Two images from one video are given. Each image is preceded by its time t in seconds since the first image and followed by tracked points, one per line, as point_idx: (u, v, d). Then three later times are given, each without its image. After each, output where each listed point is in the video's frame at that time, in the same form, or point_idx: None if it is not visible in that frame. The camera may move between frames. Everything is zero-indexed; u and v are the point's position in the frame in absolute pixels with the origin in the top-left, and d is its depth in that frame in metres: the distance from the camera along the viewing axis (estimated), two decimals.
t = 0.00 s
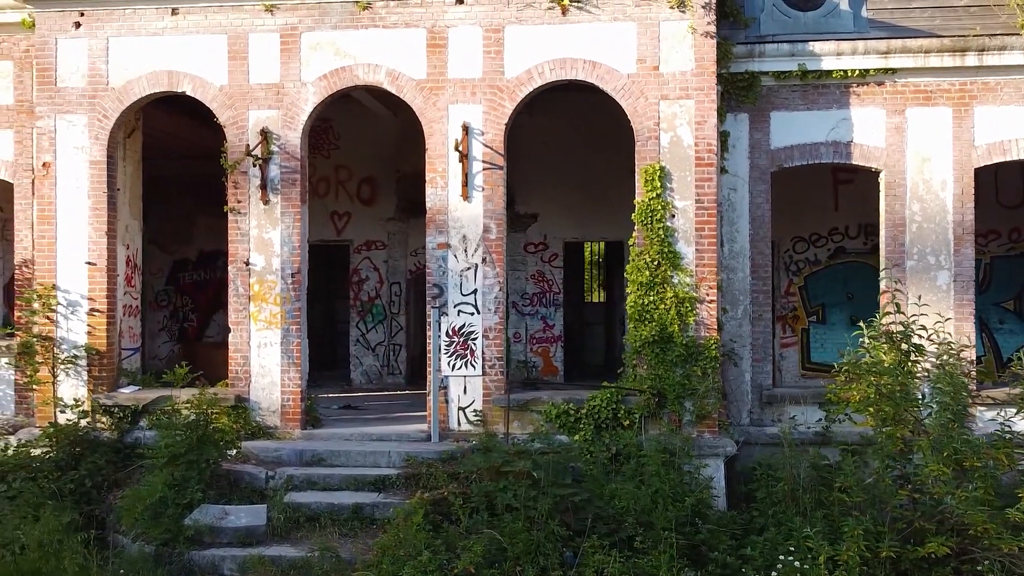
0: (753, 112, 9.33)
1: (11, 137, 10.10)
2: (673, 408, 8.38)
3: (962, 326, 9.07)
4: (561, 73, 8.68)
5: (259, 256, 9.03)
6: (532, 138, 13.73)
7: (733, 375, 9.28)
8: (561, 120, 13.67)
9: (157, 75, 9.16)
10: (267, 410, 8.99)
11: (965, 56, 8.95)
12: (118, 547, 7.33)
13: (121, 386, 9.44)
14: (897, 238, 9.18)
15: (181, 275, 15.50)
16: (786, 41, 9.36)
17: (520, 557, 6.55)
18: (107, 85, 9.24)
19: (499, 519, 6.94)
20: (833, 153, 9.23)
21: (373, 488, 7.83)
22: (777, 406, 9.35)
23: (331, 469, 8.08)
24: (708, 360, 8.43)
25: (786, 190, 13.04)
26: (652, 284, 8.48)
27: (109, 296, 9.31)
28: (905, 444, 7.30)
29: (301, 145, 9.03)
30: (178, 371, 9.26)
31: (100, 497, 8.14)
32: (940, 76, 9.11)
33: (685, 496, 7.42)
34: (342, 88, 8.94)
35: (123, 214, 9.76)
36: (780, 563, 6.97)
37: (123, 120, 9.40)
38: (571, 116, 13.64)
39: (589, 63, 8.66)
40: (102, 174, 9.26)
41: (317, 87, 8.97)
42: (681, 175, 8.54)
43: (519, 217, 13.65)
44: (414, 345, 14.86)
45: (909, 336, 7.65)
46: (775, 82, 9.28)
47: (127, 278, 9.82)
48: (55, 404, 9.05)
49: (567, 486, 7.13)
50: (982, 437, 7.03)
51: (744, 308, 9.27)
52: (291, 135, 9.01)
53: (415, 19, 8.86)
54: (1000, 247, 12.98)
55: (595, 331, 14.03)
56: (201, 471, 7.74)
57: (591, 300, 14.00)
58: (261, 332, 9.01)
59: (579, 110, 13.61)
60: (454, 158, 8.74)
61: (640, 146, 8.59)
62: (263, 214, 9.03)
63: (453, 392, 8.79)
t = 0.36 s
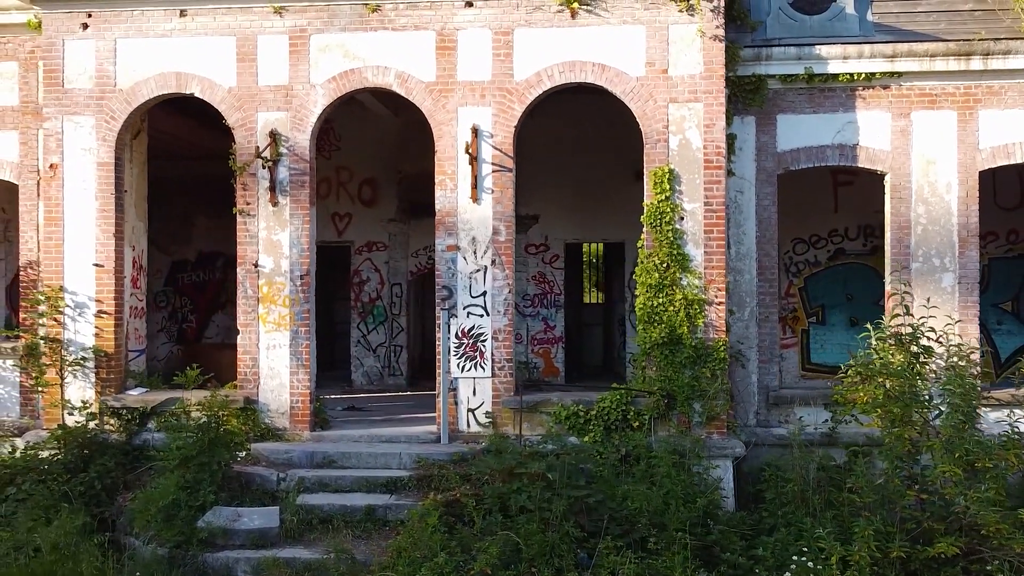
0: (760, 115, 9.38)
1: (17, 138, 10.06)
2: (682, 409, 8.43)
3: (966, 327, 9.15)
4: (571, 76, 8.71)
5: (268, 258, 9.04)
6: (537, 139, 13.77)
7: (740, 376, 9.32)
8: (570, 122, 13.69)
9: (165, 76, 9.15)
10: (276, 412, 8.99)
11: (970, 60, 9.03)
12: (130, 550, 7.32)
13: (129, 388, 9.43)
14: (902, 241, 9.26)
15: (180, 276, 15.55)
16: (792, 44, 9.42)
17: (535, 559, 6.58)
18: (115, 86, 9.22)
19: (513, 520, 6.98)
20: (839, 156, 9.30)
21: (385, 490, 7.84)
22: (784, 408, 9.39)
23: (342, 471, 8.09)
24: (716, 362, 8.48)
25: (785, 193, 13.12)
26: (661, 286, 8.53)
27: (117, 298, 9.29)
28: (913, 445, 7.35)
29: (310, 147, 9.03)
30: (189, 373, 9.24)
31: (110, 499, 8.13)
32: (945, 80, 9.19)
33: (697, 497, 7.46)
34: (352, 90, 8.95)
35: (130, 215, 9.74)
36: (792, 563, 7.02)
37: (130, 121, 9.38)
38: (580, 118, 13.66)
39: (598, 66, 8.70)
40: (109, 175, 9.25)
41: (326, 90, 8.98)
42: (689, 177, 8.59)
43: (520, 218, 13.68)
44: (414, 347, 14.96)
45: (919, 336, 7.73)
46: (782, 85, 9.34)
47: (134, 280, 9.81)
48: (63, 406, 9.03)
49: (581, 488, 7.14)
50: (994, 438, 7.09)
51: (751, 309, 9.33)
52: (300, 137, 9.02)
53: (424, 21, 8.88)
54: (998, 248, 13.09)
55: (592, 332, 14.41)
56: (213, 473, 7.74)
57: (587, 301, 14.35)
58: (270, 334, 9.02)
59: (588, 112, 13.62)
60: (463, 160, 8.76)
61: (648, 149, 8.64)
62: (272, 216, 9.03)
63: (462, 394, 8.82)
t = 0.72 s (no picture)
0: (768, 119, 9.44)
1: (23, 139, 9.99)
2: (693, 411, 8.49)
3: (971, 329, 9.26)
4: (581, 79, 8.76)
5: (279, 260, 9.04)
6: (541, 140, 13.80)
7: (747, 378, 9.37)
8: (578, 125, 13.71)
9: (175, 78, 9.14)
10: (287, 414, 9.00)
11: (975, 65, 9.14)
12: (145, 552, 7.31)
13: (138, 391, 9.42)
14: (908, 243, 9.35)
15: (178, 277, 15.53)
16: (799, 48, 9.50)
17: (553, 560, 6.62)
18: (124, 88, 9.21)
19: (530, 522, 7.02)
20: (845, 159, 9.39)
21: (399, 492, 7.87)
22: (792, 408, 9.47)
23: (356, 473, 8.12)
24: (726, 364, 8.55)
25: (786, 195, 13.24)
26: (672, 288, 8.59)
27: (126, 300, 9.28)
28: (922, 446, 7.44)
29: (321, 149, 9.05)
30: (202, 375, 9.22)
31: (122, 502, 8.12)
32: (950, 84, 9.30)
33: (710, 499, 7.52)
34: (363, 93, 8.96)
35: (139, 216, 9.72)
36: (807, 563, 7.08)
37: (140, 123, 9.37)
38: (588, 122, 13.68)
39: (609, 69, 8.75)
40: (118, 177, 9.24)
41: (337, 92, 9.00)
42: (700, 180, 8.66)
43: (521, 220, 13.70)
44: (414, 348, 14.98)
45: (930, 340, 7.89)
46: (789, 89, 9.42)
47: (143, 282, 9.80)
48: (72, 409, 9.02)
49: (598, 490, 7.23)
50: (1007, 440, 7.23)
51: (759, 311, 9.36)
52: (311, 139, 9.03)
53: (435, 24, 8.91)
54: (995, 250, 13.23)
55: (590, 332, 14.53)
56: (227, 476, 7.75)
57: (587, 302, 14.41)
58: (281, 336, 9.02)
59: (597, 116, 13.64)
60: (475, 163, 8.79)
61: (659, 152, 8.70)
62: (282, 218, 9.04)
63: (473, 396, 8.86)
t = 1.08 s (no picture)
0: (773, 121, 9.51)
1: (28, 141, 9.96)
2: (702, 412, 8.55)
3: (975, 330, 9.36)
4: (590, 82, 8.81)
5: (287, 262, 9.05)
6: (543, 142, 13.82)
7: (753, 379, 9.45)
8: (582, 127, 13.78)
9: (183, 80, 9.13)
10: (296, 415, 9.01)
11: (978, 69, 9.24)
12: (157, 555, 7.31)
13: (145, 393, 9.40)
14: (912, 245, 9.44)
15: (176, 278, 15.50)
16: (804, 52, 9.58)
17: (568, 561, 6.68)
18: (132, 90, 9.20)
19: (544, 523, 7.06)
20: (850, 162, 9.47)
21: (411, 494, 7.90)
22: (797, 410, 9.53)
23: (367, 475, 8.14)
24: (734, 365, 8.61)
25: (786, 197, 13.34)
26: (680, 290, 8.65)
27: (134, 302, 9.27)
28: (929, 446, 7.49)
29: (330, 151, 9.06)
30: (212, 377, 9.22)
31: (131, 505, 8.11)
32: (953, 88, 9.40)
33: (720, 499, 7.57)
34: (371, 95, 8.98)
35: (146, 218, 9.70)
36: (818, 563, 7.15)
37: (147, 124, 9.36)
38: (592, 124, 13.75)
39: (617, 72, 8.80)
40: (126, 179, 9.22)
41: (346, 94, 9.01)
42: (707, 183, 8.72)
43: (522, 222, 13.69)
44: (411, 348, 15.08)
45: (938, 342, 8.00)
46: (794, 92, 9.50)
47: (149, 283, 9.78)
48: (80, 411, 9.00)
49: (610, 492, 7.25)
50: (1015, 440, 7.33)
51: (764, 313, 9.47)
52: (320, 141, 9.04)
53: (444, 27, 8.94)
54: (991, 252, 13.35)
55: (587, 333, 14.47)
56: (239, 478, 7.75)
57: (583, 303, 14.35)
58: (289, 337, 9.03)
59: (601, 118, 13.69)
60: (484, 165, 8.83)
61: (667, 155, 8.75)
62: (291, 220, 9.05)
63: (482, 397, 8.89)
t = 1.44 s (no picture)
0: (780, 125, 9.60)
1: (34, 142, 9.92)
2: (712, 413, 8.62)
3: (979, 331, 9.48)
4: (601, 85, 8.86)
5: (298, 264, 9.06)
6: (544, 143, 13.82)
7: (760, 380, 9.52)
8: (584, 129, 13.81)
9: (193, 81, 9.13)
10: (307, 417, 9.02)
11: (983, 74, 9.36)
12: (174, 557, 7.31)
13: (155, 395, 9.39)
14: (917, 248, 9.54)
15: (175, 279, 15.44)
16: (811, 56, 9.67)
17: (586, 562, 6.73)
18: (142, 91, 9.18)
19: (561, 524, 7.12)
20: (856, 165, 9.56)
21: (425, 495, 7.94)
22: (803, 410, 9.57)
23: (381, 477, 8.17)
24: (744, 366, 8.68)
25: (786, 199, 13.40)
26: (690, 292, 8.72)
27: (143, 304, 9.25)
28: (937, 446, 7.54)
29: (341, 153, 9.08)
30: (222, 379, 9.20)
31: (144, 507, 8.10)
32: (958, 92, 9.51)
33: (733, 500, 7.62)
34: (383, 97, 9.01)
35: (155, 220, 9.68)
36: (831, 563, 7.23)
37: (157, 126, 9.35)
38: (594, 126, 13.78)
39: (628, 76, 8.86)
40: (136, 180, 9.21)
41: (357, 96, 9.03)
42: (717, 186, 8.80)
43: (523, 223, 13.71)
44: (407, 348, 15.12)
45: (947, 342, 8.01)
46: (801, 96, 9.59)
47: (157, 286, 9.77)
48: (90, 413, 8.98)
49: (626, 493, 7.31)
50: None
51: (771, 314, 9.53)
52: (331, 143, 9.05)
53: (455, 30, 8.97)
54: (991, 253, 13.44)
55: (585, 333, 14.43)
56: (254, 480, 7.75)
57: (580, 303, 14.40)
58: (300, 339, 9.04)
59: (602, 120, 13.74)
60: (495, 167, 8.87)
61: (677, 158, 8.82)
62: (302, 222, 9.06)
63: (493, 399, 8.93)
